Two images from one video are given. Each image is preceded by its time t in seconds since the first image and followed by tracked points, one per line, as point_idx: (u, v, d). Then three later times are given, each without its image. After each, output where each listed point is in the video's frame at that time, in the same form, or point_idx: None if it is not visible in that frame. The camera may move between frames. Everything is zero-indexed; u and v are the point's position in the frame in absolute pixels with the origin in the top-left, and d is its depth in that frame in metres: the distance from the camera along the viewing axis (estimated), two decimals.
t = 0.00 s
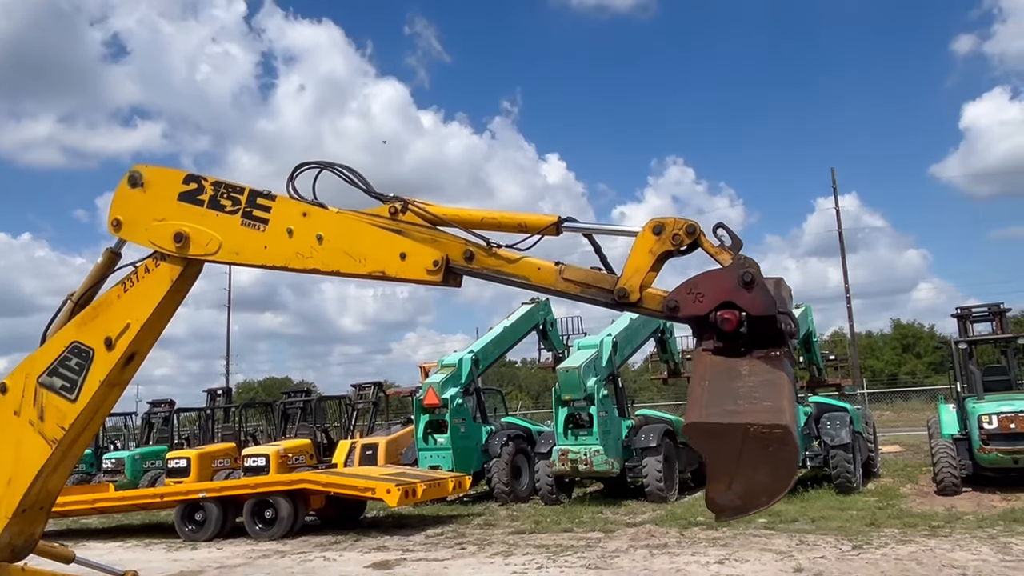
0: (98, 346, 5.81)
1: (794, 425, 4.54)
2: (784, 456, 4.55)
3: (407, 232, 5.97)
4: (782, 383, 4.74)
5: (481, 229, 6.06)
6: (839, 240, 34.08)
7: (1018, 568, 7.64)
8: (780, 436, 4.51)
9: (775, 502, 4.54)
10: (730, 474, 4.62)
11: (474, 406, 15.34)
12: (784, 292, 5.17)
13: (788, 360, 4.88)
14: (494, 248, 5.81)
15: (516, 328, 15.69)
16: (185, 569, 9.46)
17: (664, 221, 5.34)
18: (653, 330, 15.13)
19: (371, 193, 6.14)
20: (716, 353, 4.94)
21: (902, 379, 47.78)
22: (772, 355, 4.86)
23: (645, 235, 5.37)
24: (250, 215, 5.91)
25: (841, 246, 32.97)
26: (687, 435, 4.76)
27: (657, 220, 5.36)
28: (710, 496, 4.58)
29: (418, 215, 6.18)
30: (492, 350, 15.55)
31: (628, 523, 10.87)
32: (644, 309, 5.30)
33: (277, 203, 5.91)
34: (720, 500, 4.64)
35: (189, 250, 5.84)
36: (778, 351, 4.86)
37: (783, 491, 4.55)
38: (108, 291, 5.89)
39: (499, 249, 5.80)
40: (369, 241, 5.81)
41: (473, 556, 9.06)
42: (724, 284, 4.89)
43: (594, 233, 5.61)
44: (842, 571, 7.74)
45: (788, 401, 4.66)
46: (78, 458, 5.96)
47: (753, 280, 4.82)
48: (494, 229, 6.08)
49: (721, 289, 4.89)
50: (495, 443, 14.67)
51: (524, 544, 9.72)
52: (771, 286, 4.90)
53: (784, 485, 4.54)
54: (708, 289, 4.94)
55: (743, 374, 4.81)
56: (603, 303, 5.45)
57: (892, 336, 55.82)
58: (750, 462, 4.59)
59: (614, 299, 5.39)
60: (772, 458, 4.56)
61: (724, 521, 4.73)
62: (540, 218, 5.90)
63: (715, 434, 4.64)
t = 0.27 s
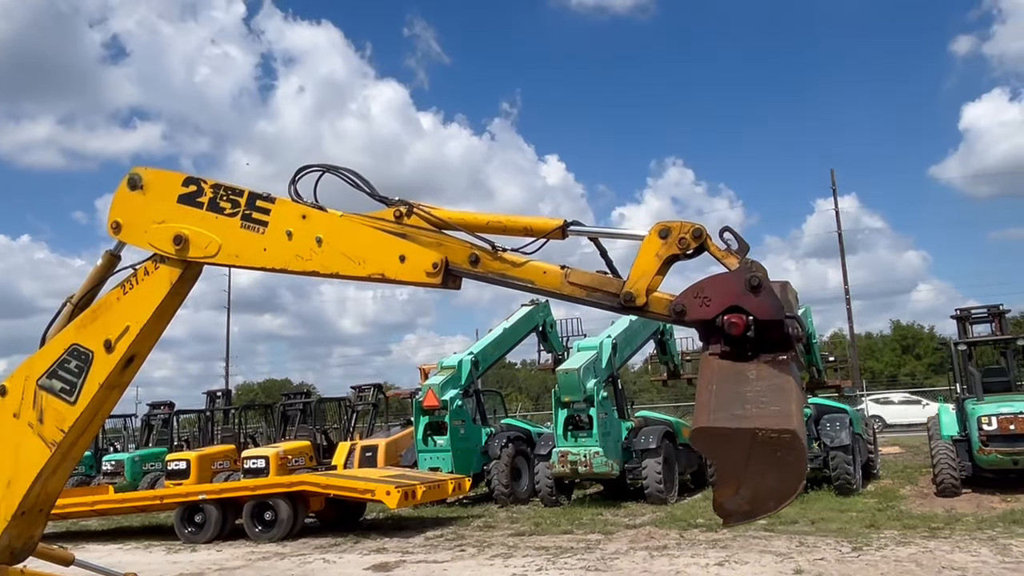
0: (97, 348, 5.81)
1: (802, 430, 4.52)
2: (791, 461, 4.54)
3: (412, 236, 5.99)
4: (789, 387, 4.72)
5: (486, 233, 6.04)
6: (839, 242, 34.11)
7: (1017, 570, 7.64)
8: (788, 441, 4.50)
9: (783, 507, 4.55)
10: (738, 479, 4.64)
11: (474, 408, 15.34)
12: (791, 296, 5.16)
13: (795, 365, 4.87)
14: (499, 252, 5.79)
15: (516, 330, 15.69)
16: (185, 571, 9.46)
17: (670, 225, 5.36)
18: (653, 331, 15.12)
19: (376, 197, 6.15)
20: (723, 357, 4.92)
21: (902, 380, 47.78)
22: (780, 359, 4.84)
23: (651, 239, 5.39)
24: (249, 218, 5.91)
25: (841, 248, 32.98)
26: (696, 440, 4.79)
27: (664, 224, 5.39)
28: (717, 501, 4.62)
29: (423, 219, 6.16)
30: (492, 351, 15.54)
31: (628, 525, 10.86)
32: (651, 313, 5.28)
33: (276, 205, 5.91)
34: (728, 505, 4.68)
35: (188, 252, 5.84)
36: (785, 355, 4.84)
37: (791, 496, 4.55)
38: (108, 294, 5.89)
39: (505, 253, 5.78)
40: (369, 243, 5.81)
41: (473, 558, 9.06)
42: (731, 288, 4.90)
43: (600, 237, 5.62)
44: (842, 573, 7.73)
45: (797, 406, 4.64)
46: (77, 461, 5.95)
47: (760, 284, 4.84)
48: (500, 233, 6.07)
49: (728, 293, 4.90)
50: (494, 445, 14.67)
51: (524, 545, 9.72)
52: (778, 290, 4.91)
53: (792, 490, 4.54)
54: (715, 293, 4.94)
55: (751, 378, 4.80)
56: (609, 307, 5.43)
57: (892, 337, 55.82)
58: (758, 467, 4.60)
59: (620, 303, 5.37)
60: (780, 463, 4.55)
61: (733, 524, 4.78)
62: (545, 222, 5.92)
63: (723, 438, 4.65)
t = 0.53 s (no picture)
0: (97, 349, 5.81)
1: (811, 432, 4.52)
2: (800, 464, 4.54)
3: (417, 238, 5.95)
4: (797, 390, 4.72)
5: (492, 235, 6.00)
6: (838, 242, 34.08)
7: (1017, 571, 7.64)
8: (797, 444, 4.50)
9: (791, 509, 4.57)
10: (746, 482, 4.63)
11: (474, 409, 15.34)
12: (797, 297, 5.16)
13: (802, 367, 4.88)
14: (505, 254, 5.77)
15: (515, 331, 15.69)
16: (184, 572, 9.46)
17: (677, 227, 5.36)
18: (652, 332, 15.12)
19: (381, 199, 6.13)
20: (730, 359, 4.93)
21: (902, 381, 47.79)
22: (787, 362, 4.85)
23: (658, 241, 5.38)
24: (249, 219, 5.91)
25: (840, 248, 32.99)
26: (702, 443, 4.75)
27: (671, 226, 5.38)
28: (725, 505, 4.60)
29: (428, 221, 6.07)
30: (491, 352, 15.54)
31: (628, 526, 10.86)
32: (657, 316, 5.29)
33: (276, 206, 5.90)
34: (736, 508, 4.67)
35: (188, 253, 5.84)
36: (793, 357, 4.85)
37: (800, 499, 4.57)
38: (108, 294, 5.89)
39: (511, 255, 5.76)
40: (369, 244, 5.81)
41: (472, 559, 9.05)
42: (739, 290, 4.89)
43: (606, 239, 5.62)
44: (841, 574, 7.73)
45: (805, 409, 4.63)
46: (76, 462, 5.95)
47: (768, 287, 4.83)
48: (505, 235, 6.04)
49: (735, 296, 4.90)
50: (494, 446, 14.68)
51: (523, 546, 9.72)
52: (786, 293, 4.90)
53: (801, 493, 4.55)
54: (722, 295, 4.94)
55: (758, 381, 4.80)
56: (616, 309, 5.45)
57: (891, 338, 55.83)
58: (767, 471, 4.59)
59: (626, 306, 5.39)
60: (789, 466, 4.55)
61: (739, 527, 4.78)
62: (551, 224, 5.90)
63: (731, 442, 4.62)
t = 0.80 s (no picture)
0: (95, 349, 5.81)
1: (817, 436, 4.51)
2: (807, 467, 4.53)
3: (421, 240, 5.96)
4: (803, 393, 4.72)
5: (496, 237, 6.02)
6: (837, 243, 34.11)
7: (1014, 571, 7.64)
8: (803, 447, 4.49)
9: (797, 513, 4.56)
10: (752, 485, 4.62)
11: (472, 409, 15.34)
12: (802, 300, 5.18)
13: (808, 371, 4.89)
14: (509, 256, 5.76)
15: (514, 332, 15.68)
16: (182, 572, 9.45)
17: (682, 230, 5.38)
18: (651, 333, 15.13)
19: (385, 201, 6.13)
20: (736, 363, 4.93)
21: (900, 381, 47.84)
22: (793, 365, 4.85)
23: (663, 244, 5.39)
24: (248, 219, 5.91)
25: (839, 249, 33.00)
26: (708, 447, 4.74)
27: (676, 229, 5.40)
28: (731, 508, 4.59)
29: (432, 223, 6.07)
30: (490, 352, 15.54)
31: (626, 527, 10.87)
32: (662, 318, 5.30)
33: (275, 206, 5.90)
34: (741, 511, 4.65)
35: (186, 253, 5.84)
36: (798, 360, 4.86)
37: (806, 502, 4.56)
38: (106, 294, 5.89)
39: (515, 257, 5.75)
40: (368, 245, 5.81)
41: (470, 559, 9.05)
42: (744, 293, 4.91)
43: (611, 241, 5.63)
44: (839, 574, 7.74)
45: (811, 413, 4.63)
46: (75, 462, 5.95)
47: (773, 289, 4.86)
48: (509, 237, 6.05)
49: (741, 298, 4.91)
50: (492, 446, 14.68)
51: (521, 547, 9.72)
52: (790, 295, 4.93)
53: (807, 497, 4.55)
54: (727, 297, 4.96)
55: (764, 385, 4.80)
56: (620, 312, 5.44)
57: (890, 339, 55.85)
58: (773, 474, 4.58)
59: (631, 308, 5.39)
60: (795, 470, 4.54)
61: (745, 531, 4.75)
62: (556, 226, 5.91)
63: (737, 445, 4.62)
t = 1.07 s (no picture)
0: (93, 348, 5.81)
1: (824, 438, 4.52)
2: (814, 470, 4.54)
3: (426, 240, 5.96)
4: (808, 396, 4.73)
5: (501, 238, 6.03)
6: (836, 243, 34.12)
7: (1012, 571, 7.65)
8: (811, 450, 4.50)
9: (804, 515, 4.58)
10: (758, 487, 4.63)
11: (471, 409, 15.34)
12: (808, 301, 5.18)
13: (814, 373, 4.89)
14: (514, 257, 5.76)
15: (513, 331, 15.69)
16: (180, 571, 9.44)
17: (688, 231, 5.37)
18: (650, 332, 15.14)
19: (389, 201, 6.15)
20: (742, 364, 4.95)
21: (899, 381, 47.88)
22: (799, 367, 4.86)
23: (669, 245, 5.39)
24: (246, 218, 5.91)
25: (837, 248, 33.01)
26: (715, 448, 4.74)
27: (682, 230, 5.40)
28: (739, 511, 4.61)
29: (436, 224, 6.10)
30: (489, 352, 15.54)
31: (624, 526, 10.87)
32: (668, 319, 5.28)
33: (274, 206, 5.90)
34: (748, 514, 4.67)
35: (185, 252, 5.83)
36: (804, 362, 4.86)
37: (813, 504, 4.58)
38: (104, 293, 5.89)
39: (519, 258, 5.76)
40: (367, 244, 5.81)
41: (468, 558, 9.05)
42: (750, 294, 4.90)
43: (616, 242, 5.65)
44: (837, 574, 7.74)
45: (818, 415, 4.64)
46: (73, 461, 5.94)
47: (779, 291, 4.84)
48: (515, 238, 6.06)
49: (747, 300, 4.90)
50: (491, 445, 14.67)
51: (519, 546, 9.72)
52: (797, 297, 4.92)
53: (814, 498, 4.56)
54: (733, 299, 4.95)
55: (770, 386, 4.81)
56: (626, 313, 5.46)
57: (889, 338, 55.86)
58: (779, 476, 4.59)
59: (637, 309, 5.39)
60: (802, 472, 4.55)
61: (750, 533, 4.78)
62: (561, 227, 5.92)
63: (744, 448, 4.61)
